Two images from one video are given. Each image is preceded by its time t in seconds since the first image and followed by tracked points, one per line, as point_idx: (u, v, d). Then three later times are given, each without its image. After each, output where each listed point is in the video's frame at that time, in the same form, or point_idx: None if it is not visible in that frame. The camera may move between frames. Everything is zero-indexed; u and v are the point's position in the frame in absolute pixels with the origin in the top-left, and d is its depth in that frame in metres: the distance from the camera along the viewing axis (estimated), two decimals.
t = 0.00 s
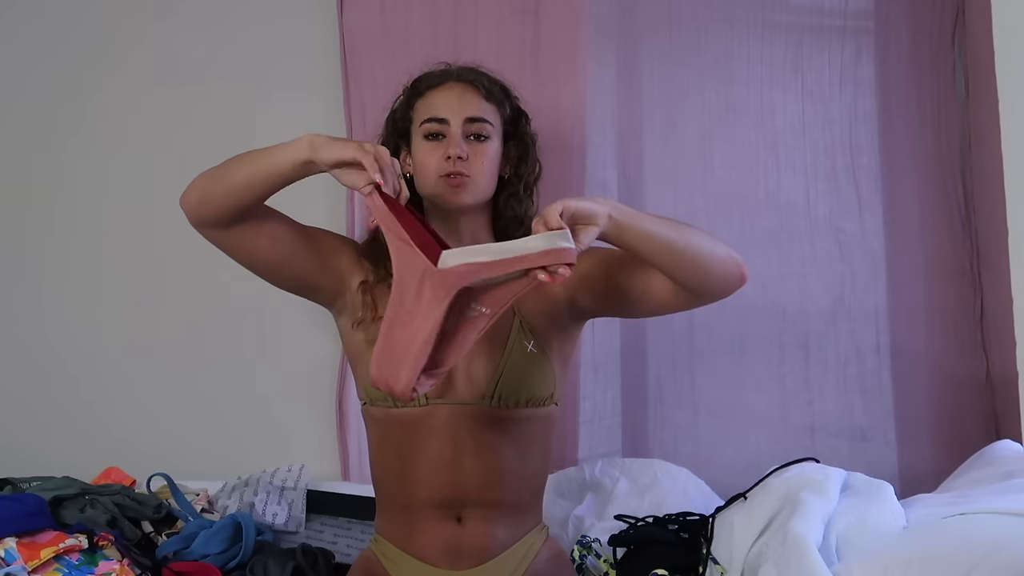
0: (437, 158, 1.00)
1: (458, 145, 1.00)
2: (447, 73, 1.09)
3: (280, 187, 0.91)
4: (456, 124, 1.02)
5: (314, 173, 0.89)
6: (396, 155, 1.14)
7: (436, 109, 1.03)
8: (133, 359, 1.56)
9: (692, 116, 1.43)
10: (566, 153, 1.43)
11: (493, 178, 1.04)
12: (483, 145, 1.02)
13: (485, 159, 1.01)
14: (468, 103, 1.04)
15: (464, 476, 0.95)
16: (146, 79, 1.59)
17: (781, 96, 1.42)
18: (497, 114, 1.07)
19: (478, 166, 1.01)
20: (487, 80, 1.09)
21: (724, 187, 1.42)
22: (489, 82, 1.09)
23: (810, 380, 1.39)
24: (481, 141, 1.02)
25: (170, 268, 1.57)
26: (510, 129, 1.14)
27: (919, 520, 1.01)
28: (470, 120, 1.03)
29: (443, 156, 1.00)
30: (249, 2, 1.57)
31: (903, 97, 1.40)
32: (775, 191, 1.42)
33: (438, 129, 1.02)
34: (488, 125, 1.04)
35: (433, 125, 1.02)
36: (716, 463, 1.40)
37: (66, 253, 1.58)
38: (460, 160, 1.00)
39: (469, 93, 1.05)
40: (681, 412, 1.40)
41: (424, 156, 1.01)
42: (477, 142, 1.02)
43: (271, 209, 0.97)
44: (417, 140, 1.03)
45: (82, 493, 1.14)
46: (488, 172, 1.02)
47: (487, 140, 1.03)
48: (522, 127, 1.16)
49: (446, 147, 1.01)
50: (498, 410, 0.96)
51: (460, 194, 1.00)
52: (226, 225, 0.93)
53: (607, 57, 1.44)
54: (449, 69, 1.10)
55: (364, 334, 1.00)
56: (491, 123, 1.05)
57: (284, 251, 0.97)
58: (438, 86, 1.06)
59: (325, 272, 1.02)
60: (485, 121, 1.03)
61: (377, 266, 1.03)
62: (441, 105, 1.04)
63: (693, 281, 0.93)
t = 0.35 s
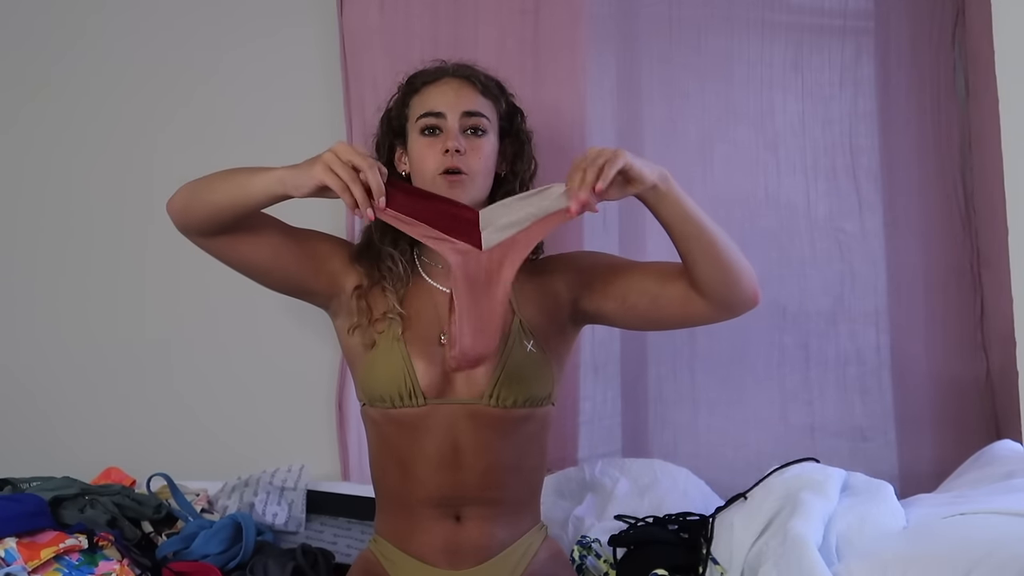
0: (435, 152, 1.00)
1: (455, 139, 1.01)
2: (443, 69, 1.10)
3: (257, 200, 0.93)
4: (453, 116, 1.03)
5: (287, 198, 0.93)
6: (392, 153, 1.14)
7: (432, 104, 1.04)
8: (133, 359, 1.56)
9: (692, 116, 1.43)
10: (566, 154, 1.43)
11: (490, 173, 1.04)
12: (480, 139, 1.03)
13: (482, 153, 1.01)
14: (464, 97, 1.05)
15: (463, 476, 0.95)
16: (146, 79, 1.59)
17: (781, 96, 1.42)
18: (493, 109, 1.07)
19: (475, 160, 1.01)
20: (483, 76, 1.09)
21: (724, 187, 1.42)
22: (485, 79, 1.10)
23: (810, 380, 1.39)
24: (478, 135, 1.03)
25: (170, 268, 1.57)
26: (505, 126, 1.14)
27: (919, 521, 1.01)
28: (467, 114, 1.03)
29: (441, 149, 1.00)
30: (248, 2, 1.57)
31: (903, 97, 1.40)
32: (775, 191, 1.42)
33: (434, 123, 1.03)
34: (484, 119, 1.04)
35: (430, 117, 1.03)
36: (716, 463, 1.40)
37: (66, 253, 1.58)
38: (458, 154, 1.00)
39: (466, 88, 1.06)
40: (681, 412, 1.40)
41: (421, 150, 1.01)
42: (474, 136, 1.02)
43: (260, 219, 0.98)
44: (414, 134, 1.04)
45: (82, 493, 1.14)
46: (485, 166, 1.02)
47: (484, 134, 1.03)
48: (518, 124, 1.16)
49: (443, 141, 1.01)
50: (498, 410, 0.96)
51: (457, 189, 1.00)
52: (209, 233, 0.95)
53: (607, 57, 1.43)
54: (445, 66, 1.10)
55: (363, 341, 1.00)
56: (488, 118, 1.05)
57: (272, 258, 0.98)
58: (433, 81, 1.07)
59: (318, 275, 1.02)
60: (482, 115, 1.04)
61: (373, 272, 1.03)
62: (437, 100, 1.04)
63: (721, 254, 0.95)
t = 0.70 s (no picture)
0: (438, 160, 1.01)
1: (458, 147, 1.01)
2: (444, 71, 1.08)
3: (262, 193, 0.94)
4: (455, 125, 1.02)
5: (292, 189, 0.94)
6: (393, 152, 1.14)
7: (434, 110, 1.04)
8: (133, 359, 1.56)
9: (692, 116, 1.43)
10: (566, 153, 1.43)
11: (493, 179, 1.05)
12: (482, 146, 1.03)
13: (485, 160, 1.02)
14: (465, 103, 1.04)
15: (464, 475, 0.95)
16: (146, 78, 1.59)
17: (781, 95, 1.42)
18: (494, 113, 1.07)
19: (478, 168, 1.02)
20: (485, 79, 1.08)
21: (724, 186, 1.42)
22: (487, 81, 1.09)
23: (810, 379, 1.39)
24: (480, 142, 1.03)
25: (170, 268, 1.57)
26: (507, 126, 1.14)
27: (919, 521, 1.01)
28: (469, 121, 1.03)
29: (443, 158, 1.01)
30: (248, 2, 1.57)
31: (903, 96, 1.40)
32: (775, 191, 1.42)
33: (436, 131, 1.03)
34: (486, 125, 1.04)
35: (432, 126, 1.03)
36: (716, 463, 1.40)
37: (66, 252, 1.58)
38: (461, 163, 1.01)
39: (467, 92, 1.05)
40: (681, 412, 1.40)
41: (423, 157, 1.02)
42: (476, 143, 1.03)
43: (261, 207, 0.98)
44: (416, 140, 1.04)
45: (82, 493, 1.14)
46: (488, 172, 1.03)
47: (486, 141, 1.04)
48: (520, 123, 1.16)
49: (446, 149, 1.02)
50: (500, 404, 0.96)
51: (460, 196, 1.02)
52: (212, 227, 0.96)
53: (607, 56, 1.43)
54: (446, 67, 1.09)
55: (364, 337, 1.00)
56: (490, 123, 1.05)
57: (275, 251, 0.98)
58: (435, 85, 1.06)
59: (320, 270, 1.02)
60: (483, 121, 1.04)
61: (375, 270, 1.03)
62: (439, 106, 1.04)
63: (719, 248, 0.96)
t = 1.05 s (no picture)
0: (441, 164, 1.01)
1: (462, 152, 1.01)
2: (453, 74, 1.09)
3: (263, 205, 0.93)
4: (460, 129, 1.02)
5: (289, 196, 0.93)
6: (400, 152, 1.15)
7: (440, 113, 1.04)
8: (134, 359, 1.56)
9: (692, 116, 1.43)
10: (566, 154, 1.43)
11: (496, 184, 1.05)
12: (486, 151, 1.03)
13: (488, 165, 1.02)
14: (472, 107, 1.04)
15: (465, 474, 0.95)
16: (146, 79, 1.59)
17: (781, 95, 1.42)
18: (501, 118, 1.07)
19: (480, 172, 1.02)
20: (494, 84, 1.08)
21: (724, 187, 1.42)
22: (495, 86, 1.09)
23: (810, 380, 1.39)
24: (484, 147, 1.03)
25: (171, 268, 1.57)
26: (513, 131, 1.14)
27: (919, 521, 1.01)
28: (475, 125, 1.03)
29: (447, 162, 1.01)
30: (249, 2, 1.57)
31: (903, 97, 1.40)
32: (775, 192, 1.42)
33: (442, 134, 1.03)
34: (492, 130, 1.04)
35: (438, 128, 1.03)
36: (716, 463, 1.40)
37: (66, 253, 1.58)
38: (464, 167, 1.01)
39: (475, 96, 1.05)
40: (681, 412, 1.41)
41: (427, 159, 1.02)
42: (480, 148, 1.02)
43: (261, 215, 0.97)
44: (421, 143, 1.04)
45: (82, 493, 1.14)
46: (492, 177, 1.03)
47: (491, 146, 1.03)
48: (526, 128, 1.16)
49: (450, 152, 1.02)
50: (501, 404, 0.96)
51: (463, 201, 1.02)
52: (214, 238, 0.95)
53: (607, 57, 1.44)
54: (455, 70, 1.10)
55: (366, 334, 1.01)
56: (495, 129, 1.05)
57: (277, 260, 0.98)
58: (443, 88, 1.07)
59: (325, 274, 1.02)
60: (489, 126, 1.04)
61: (379, 268, 1.03)
62: (445, 109, 1.04)
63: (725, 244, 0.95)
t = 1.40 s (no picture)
0: (446, 169, 1.01)
1: (467, 157, 1.01)
2: (457, 80, 1.09)
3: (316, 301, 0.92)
4: (465, 134, 1.02)
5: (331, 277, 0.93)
6: (402, 156, 1.14)
7: (445, 118, 1.04)
8: (134, 359, 1.56)
9: (692, 116, 1.43)
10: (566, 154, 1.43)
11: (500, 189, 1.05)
12: (490, 155, 1.03)
13: (493, 170, 1.02)
14: (476, 112, 1.05)
15: (467, 475, 0.95)
16: (147, 80, 1.59)
17: (781, 96, 1.42)
18: (504, 124, 1.07)
19: (485, 178, 1.02)
20: (498, 89, 1.09)
21: (724, 187, 1.42)
22: (499, 91, 1.09)
23: (810, 380, 1.39)
24: (489, 152, 1.03)
25: (172, 269, 1.57)
26: (515, 136, 1.14)
27: (919, 520, 1.01)
28: (479, 131, 1.03)
29: (452, 167, 1.01)
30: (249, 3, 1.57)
31: (903, 97, 1.40)
32: (774, 192, 1.42)
33: (446, 139, 1.03)
34: (496, 135, 1.04)
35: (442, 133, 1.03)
36: (716, 463, 1.40)
37: (66, 253, 1.58)
38: (469, 172, 1.01)
39: (479, 102, 1.06)
40: (681, 412, 1.41)
41: (432, 164, 1.02)
42: (484, 153, 1.02)
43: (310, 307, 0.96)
44: (425, 147, 1.04)
45: (82, 493, 1.14)
46: (496, 182, 1.03)
47: (494, 151, 1.03)
48: (529, 132, 1.16)
49: (455, 157, 1.01)
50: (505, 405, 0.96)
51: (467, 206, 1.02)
52: (285, 356, 0.94)
53: (606, 57, 1.44)
54: (459, 76, 1.10)
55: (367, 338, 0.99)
56: (499, 134, 1.05)
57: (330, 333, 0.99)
58: (447, 93, 1.07)
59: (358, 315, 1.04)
60: (493, 131, 1.04)
61: (382, 272, 1.05)
62: (450, 114, 1.04)
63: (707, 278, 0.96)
